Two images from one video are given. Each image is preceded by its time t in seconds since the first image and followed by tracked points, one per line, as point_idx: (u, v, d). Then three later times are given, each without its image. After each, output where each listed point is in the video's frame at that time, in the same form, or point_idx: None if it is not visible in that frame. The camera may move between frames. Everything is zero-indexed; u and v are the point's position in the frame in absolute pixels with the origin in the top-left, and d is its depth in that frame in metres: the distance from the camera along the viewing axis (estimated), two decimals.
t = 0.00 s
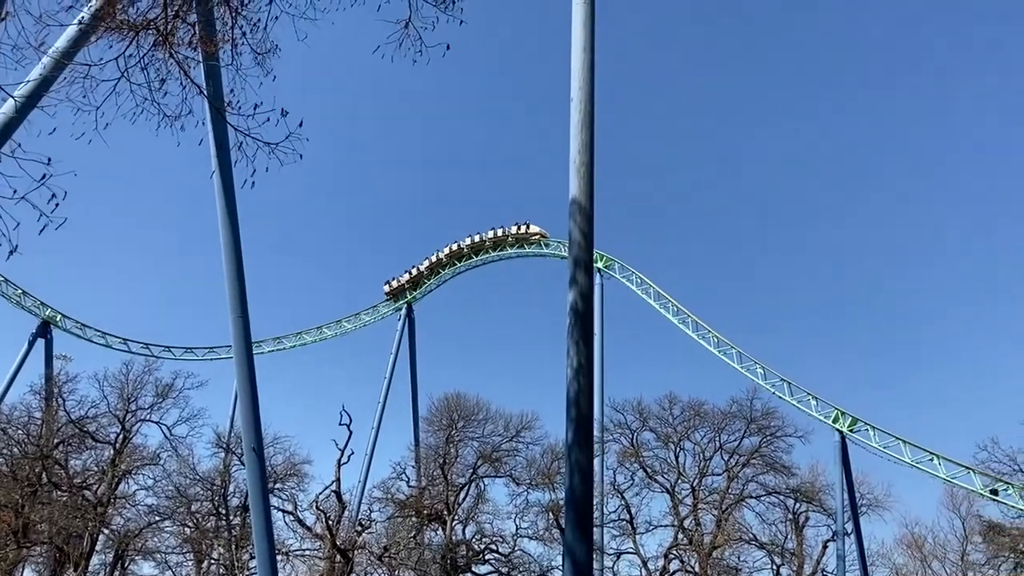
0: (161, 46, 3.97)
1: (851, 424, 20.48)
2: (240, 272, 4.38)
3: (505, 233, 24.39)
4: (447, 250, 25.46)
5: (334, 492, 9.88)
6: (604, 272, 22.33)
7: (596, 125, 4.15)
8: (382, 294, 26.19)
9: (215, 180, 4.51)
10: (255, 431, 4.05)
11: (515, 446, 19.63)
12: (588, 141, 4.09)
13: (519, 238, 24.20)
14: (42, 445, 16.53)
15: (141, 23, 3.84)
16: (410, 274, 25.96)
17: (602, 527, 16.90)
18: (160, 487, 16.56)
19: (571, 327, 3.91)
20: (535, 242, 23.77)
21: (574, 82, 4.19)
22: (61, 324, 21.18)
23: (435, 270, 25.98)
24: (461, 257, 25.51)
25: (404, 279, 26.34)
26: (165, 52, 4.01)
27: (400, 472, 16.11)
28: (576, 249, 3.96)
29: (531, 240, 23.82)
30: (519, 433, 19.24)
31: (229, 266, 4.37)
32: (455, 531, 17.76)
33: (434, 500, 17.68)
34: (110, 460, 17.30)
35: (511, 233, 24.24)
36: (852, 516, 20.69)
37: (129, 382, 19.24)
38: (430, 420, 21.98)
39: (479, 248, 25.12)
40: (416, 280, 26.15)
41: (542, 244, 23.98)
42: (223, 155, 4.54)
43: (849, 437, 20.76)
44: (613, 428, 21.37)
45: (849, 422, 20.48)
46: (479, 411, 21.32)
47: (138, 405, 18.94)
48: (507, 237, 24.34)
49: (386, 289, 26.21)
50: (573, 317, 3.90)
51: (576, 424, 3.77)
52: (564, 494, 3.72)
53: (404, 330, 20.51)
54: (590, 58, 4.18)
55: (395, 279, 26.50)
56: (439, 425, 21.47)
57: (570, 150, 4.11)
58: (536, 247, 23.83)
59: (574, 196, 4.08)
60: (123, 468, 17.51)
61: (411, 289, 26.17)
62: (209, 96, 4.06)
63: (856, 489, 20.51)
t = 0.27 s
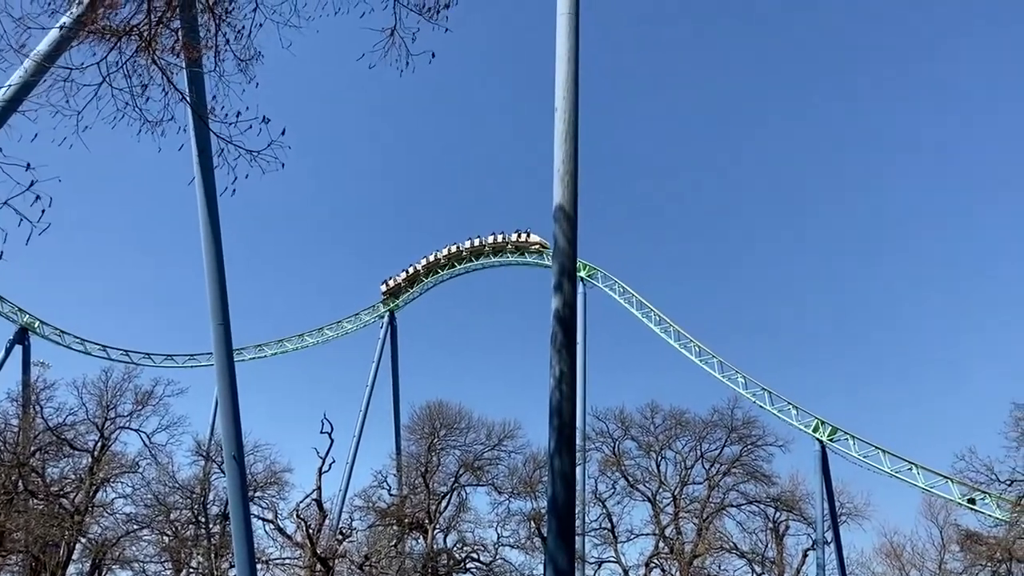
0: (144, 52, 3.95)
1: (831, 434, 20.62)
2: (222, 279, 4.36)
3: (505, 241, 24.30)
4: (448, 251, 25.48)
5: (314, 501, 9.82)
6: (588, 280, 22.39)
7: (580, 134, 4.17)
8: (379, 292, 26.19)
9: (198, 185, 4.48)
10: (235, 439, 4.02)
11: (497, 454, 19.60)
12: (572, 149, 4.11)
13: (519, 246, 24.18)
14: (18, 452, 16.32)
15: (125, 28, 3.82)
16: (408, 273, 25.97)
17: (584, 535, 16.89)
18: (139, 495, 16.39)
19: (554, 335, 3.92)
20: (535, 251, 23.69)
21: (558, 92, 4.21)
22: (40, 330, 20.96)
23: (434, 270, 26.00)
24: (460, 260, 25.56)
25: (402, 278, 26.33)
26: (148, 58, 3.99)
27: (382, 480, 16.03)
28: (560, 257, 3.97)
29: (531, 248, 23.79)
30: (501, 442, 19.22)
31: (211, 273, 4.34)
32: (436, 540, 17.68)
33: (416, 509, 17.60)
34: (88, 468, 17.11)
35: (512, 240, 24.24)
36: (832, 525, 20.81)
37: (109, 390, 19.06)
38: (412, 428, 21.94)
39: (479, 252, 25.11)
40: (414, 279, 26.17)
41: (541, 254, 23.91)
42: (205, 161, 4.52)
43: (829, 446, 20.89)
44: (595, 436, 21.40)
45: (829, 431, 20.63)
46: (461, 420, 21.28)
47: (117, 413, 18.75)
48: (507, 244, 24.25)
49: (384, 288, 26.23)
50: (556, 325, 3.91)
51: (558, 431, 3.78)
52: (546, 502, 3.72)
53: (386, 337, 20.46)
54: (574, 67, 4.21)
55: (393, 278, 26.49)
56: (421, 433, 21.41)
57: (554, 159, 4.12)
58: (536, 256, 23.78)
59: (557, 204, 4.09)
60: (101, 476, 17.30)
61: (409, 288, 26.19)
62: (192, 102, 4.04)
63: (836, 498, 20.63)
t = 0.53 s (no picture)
0: (125, 56, 3.92)
1: (811, 442, 20.74)
2: (201, 285, 4.32)
3: (504, 246, 24.33)
4: (445, 252, 25.38)
5: (293, 508, 9.76)
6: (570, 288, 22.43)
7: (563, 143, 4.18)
8: (375, 290, 26.10)
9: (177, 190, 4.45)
10: (214, 447, 3.99)
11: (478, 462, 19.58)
12: (555, 157, 4.12)
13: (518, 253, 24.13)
14: None
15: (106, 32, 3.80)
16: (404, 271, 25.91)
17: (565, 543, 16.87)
18: (116, 503, 16.19)
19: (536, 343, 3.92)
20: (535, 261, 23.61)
21: (541, 100, 4.22)
22: (16, 336, 20.71)
23: (430, 269, 25.90)
24: (458, 262, 25.47)
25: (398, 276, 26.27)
26: (128, 61, 3.96)
27: (362, 488, 15.93)
28: (543, 264, 3.97)
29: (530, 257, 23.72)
30: (482, 449, 19.18)
31: (190, 279, 4.31)
32: (416, 548, 17.59)
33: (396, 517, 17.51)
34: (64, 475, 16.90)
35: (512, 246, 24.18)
36: (812, 533, 20.92)
37: (86, 396, 18.84)
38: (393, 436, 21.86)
39: (475, 256, 25.03)
40: (409, 277, 26.12)
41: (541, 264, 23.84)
42: (186, 166, 4.48)
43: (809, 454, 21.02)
44: (576, 444, 21.42)
45: (809, 440, 20.75)
46: (441, 427, 21.22)
47: (94, 420, 18.55)
48: (507, 250, 24.19)
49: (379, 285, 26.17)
50: (538, 334, 3.91)
51: (540, 440, 3.77)
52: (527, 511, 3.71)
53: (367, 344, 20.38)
54: (557, 75, 4.22)
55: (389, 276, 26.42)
56: (402, 440, 21.33)
57: (537, 166, 4.13)
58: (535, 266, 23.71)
59: (541, 212, 4.09)
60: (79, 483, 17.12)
61: (404, 287, 26.17)
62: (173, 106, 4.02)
63: (816, 506, 20.74)
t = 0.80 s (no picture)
0: (102, 57, 3.89)
1: (790, 447, 20.87)
2: (179, 289, 4.29)
3: (503, 252, 24.32)
4: (443, 252, 25.32)
5: (271, 513, 9.68)
6: (551, 293, 22.47)
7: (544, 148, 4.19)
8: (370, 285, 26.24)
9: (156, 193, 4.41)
10: (192, 451, 3.95)
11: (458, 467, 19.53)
12: (536, 163, 4.13)
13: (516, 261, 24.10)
14: None
15: (84, 33, 3.77)
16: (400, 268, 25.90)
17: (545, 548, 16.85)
18: (91, 508, 16.00)
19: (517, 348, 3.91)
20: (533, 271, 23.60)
21: (523, 105, 4.23)
22: None
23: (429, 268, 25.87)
24: (456, 263, 25.40)
25: (394, 271, 26.24)
26: (106, 62, 3.93)
27: (341, 494, 15.82)
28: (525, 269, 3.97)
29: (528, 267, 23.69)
30: (462, 454, 19.15)
31: (168, 283, 4.27)
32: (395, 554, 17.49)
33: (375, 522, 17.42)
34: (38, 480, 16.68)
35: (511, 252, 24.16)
36: (791, 537, 21.03)
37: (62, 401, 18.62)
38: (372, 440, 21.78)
39: (472, 260, 24.94)
40: (405, 274, 26.17)
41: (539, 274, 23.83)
42: (165, 168, 4.45)
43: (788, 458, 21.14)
44: (556, 449, 21.42)
45: (788, 444, 20.87)
46: (421, 432, 21.16)
47: (70, 425, 18.33)
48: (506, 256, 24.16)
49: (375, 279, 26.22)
50: (520, 339, 3.91)
51: (521, 445, 3.76)
52: (508, 517, 3.70)
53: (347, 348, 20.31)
54: (539, 81, 4.23)
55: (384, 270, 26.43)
56: (382, 446, 21.24)
57: (518, 171, 4.14)
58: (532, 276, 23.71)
59: (522, 217, 4.10)
60: (54, 489, 16.91)
61: (400, 282, 26.24)
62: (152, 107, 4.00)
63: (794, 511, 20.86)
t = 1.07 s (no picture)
0: (77, 53, 3.86)
1: (766, 448, 21.04)
2: (154, 290, 4.25)
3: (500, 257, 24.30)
4: (440, 251, 25.27)
5: (248, 516, 9.61)
6: (530, 294, 22.52)
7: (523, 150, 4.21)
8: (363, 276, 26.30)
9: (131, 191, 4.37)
10: (167, 452, 3.92)
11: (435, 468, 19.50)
12: (515, 165, 4.14)
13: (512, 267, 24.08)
14: None
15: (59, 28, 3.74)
16: (396, 263, 25.87)
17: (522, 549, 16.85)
18: (64, 511, 15.80)
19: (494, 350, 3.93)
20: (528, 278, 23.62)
21: (501, 106, 4.24)
22: None
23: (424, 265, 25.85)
24: (452, 263, 25.37)
25: (389, 265, 26.23)
26: (81, 59, 3.89)
27: (318, 495, 15.72)
28: (504, 270, 3.98)
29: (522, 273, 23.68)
30: (440, 456, 19.11)
31: (143, 283, 4.24)
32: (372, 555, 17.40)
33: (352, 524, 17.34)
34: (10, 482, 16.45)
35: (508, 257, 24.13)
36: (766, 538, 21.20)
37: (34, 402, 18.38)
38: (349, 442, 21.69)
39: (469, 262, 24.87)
40: (400, 269, 26.15)
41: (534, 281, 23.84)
42: (141, 166, 4.41)
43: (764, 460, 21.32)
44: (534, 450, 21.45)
45: (764, 446, 21.05)
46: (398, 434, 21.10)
47: (42, 426, 18.09)
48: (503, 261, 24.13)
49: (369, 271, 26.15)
50: (498, 340, 3.92)
51: (499, 446, 3.78)
52: (484, 519, 3.71)
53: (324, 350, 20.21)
54: (518, 83, 4.25)
55: (379, 262, 26.31)
56: (359, 447, 21.15)
57: (497, 172, 4.15)
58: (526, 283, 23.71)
59: (500, 219, 4.11)
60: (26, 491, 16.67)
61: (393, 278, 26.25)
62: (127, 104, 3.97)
63: (770, 511, 21.02)
